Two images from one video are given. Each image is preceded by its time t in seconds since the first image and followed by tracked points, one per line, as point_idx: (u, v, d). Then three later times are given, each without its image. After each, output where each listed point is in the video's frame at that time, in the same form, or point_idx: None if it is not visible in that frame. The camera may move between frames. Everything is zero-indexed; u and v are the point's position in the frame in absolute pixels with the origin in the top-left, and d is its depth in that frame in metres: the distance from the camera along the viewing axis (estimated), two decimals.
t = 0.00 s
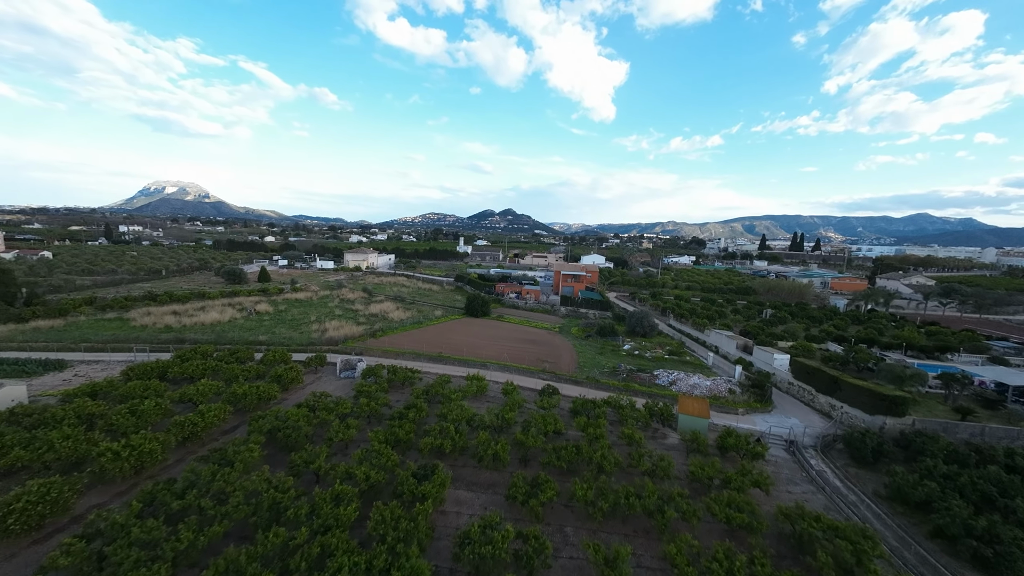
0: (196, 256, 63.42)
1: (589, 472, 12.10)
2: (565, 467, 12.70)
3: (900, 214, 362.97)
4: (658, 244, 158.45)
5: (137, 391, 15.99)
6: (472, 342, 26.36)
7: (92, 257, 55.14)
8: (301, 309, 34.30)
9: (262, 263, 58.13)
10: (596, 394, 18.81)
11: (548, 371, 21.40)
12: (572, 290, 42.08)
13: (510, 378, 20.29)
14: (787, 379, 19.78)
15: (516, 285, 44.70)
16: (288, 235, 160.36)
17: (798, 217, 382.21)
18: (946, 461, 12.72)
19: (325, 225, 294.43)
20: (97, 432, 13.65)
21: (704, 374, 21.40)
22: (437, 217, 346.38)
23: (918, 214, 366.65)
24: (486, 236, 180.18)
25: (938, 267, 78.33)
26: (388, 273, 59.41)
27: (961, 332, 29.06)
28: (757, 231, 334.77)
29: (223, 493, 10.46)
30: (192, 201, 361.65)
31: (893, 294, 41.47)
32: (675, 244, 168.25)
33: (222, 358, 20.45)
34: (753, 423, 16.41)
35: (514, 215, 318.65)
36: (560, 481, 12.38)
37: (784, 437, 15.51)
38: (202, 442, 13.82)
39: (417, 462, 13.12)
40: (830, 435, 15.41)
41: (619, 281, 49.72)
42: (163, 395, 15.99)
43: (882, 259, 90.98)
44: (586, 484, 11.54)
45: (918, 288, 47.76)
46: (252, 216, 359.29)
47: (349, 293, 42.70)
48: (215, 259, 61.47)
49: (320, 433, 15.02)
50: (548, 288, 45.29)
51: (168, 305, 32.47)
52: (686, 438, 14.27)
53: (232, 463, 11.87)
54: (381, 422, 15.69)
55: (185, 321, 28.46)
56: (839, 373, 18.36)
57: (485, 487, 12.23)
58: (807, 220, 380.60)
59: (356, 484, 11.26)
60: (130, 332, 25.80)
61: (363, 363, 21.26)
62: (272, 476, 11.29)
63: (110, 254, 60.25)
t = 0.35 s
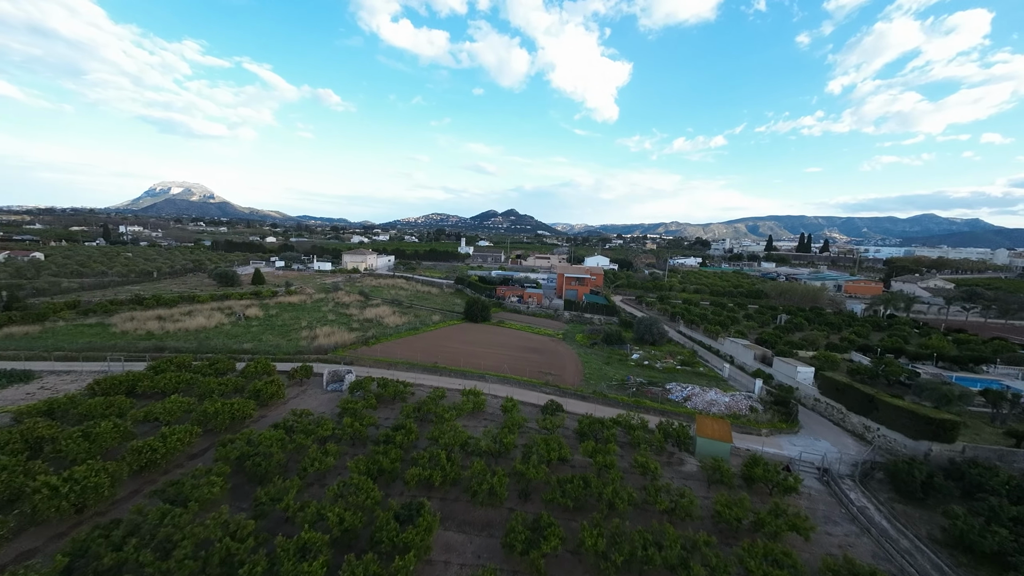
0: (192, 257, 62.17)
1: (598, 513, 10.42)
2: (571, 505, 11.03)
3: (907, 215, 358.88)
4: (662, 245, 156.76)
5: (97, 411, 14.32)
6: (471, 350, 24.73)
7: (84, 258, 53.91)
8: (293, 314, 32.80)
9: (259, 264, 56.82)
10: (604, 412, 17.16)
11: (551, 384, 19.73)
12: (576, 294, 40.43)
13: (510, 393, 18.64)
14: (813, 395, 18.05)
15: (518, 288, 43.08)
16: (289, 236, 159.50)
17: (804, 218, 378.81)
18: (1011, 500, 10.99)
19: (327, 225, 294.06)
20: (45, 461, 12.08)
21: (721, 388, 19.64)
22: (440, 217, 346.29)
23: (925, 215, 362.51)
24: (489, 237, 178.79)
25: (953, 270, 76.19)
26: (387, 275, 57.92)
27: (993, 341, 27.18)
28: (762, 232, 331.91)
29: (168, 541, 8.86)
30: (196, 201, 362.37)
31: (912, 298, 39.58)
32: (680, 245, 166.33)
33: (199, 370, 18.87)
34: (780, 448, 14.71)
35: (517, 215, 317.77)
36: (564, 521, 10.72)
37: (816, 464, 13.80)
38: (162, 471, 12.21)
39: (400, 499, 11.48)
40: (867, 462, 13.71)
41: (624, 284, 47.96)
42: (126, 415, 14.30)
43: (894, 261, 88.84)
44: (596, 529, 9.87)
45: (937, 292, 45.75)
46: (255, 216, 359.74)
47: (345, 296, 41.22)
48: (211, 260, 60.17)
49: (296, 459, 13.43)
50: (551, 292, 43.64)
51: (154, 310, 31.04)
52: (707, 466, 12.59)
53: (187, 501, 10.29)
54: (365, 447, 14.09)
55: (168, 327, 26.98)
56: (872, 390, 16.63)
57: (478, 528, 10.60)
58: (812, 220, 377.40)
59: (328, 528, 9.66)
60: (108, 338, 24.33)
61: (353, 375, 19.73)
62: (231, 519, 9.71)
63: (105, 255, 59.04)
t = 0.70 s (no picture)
0: (187, 258, 60.85)
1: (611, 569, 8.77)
2: (579, 555, 9.38)
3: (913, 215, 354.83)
4: (666, 246, 154.91)
5: (46, 433, 12.70)
6: (468, 360, 23.15)
7: (76, 259, 52.77)
8: (283, 319, 31.31)
9: (254, 266, 55.46)
10: (613, 433, 15.52)
11: (554, 399, 18.11)
12: (580, 298, 38.83)
13: (510, 410, 17.06)
14: (844, 414, 16.35)
15: (520, 290, 41.45)
16: (290, 236, 158.48)
17: (808, 218, 375.31)
18: None
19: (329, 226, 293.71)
20: None
21: (741, 404, 17.93)
22: (442, 218, 345.17)
23: (932, 215, 358.90)
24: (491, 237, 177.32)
25: (967, 271, 74.09)
26: (385, 277, 56.45)
27: None
28: (766, 232, 329.25)
29: None
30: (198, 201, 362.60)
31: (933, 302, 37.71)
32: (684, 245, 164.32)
33: (172, 383, 17.28)
34: (813, 477, 13.03)
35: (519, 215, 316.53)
36: None
37: (857, 497, 12.11)
38: (111, 507, 10.66)
39: (379, 545, 9.88)
40: (916, 496, 12.01)
41: (630, 287, 46.31)
42: (80, 439, 12.70)
43: (905, 262, 86.82)
44: None
45: (958, 296, 43.79)
46: (257, 215, 359.80)
47: (340, 299, 39.73)
48: (207, 262, 58.82)
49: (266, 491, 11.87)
50: (554, 295, 42.04)
51: (138, 314, 29.62)
52: (735, 504, 10.93)
53: (126, 552, 8.72)
54: (345, 476, 12.50)
55: (149, 333, 25.50)
56: (912, 409, 14.92)
57: None
58: (817, 220, 374.19)
59: None
60: (82, 345, 22.86)
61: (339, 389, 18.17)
62: None
63: (98, 256, 57.87)
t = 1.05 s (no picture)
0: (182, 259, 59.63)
1: None
2: None
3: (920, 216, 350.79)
4: (670, 246, 153.17)
5: None
6: (465, 370, 21.62)
7: (67, 259, 51.53)
8: (274, 324, 29.87)
9: (249, 267, 54.10)
10: (624, 458, 13.94)
11: (558, 416, 16.56)
12: (584, 301, 37.24)
13: (510, 430, 15.53)
14: (881, 437, 14.71)
15: (521, 293, 39.88)
16: (291, 235, 157.66)
17: (814, 219, 371.71)
18: None
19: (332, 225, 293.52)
20: None
21: (764, 423, 16.30)
22: (444, 217, 344.72)
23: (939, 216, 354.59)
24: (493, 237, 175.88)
25: (982, 274, 72.00)
26: (384, 278, 54.96)
27: None
28: (771, 233, 326.36)
29: None
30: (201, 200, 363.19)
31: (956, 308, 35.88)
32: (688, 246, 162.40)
33: (141, 397, 15.78)
34: (856, 515, 11.39)
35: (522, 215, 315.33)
36: None
37: (910, 542, 10.47)
38: (43, 555, 9.08)
39: None
40: (979, 542, 10.37)
41: (636, 290, 44.62)
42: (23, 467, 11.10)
43: (916, 265, 84.81)
44: None
45: (980, 300, 41.92)
46: (260, 214, 360.48)
47: (335, 302, 38.28)
48: (202, 262, 57.56)
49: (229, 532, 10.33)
50: (557, 299, 40.41)
51: (121, 318, 28.22)
52: (771, 554, 9.34)
53: None
54: (320, 513, 10.98)
55: (128, 339, 24.08)
56: (963, 435, 13.25)
57: None
58: (822, 221, 370.90)
59: None
60: (54, 352, 21.43)
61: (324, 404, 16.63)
62: None
63: (91, 255, 56.80)
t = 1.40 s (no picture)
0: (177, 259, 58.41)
1: None
2: None
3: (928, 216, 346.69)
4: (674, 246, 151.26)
5: None
6: (464, 382, 20.10)
7: (58, 259, 50.29)
8: (263, 329, 28.45)
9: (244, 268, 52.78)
10: (640, 489, 12.37)
11: (565, 437, 14.99)
12: (589, 305, 35.64)
13: (511, 454, 13.99)
14: (929, 466, 13.07)
15: (524, 296, 38.33)
16: (293, 235, 156.70)
17: (819, 219, 367.96)
18: None
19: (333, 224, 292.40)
20: None
21: (793, 446, 14.69)
22: (446, 217, 343.07)
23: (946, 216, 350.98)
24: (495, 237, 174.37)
25: (998, 275, 69.98)
26: (382, 279, 53.51)
27: None
28: (776, 233, 323.38)
29: None
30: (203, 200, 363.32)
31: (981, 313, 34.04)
32: (692, 246, 160.38)
33: (105, 416, 14.32)
34: (913, 565, 9.78)
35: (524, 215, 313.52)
36: None
37: None
38: None
39: None
40: None
41: (642, 293, 42.96)
42: None
43: (928, 266, 82.71)
44: None
45: (1004, 304, 40.01)
46: (262, 214, 359.75)
47: (330, 305, 36.84)
48: (197, 263, 56.28)
49: None
50: (561, 302, 38.82)
51: (102, 324, 26.86)
52: None
53: None
54: (290, 561, 9.45)
55: (106, 346, 22.68)
56: None
57: None
58: (827, 221, 367.24)
59: None
60: (23, 361, 20.02)
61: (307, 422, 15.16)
62: None
63: (84, 256, 55.63)
